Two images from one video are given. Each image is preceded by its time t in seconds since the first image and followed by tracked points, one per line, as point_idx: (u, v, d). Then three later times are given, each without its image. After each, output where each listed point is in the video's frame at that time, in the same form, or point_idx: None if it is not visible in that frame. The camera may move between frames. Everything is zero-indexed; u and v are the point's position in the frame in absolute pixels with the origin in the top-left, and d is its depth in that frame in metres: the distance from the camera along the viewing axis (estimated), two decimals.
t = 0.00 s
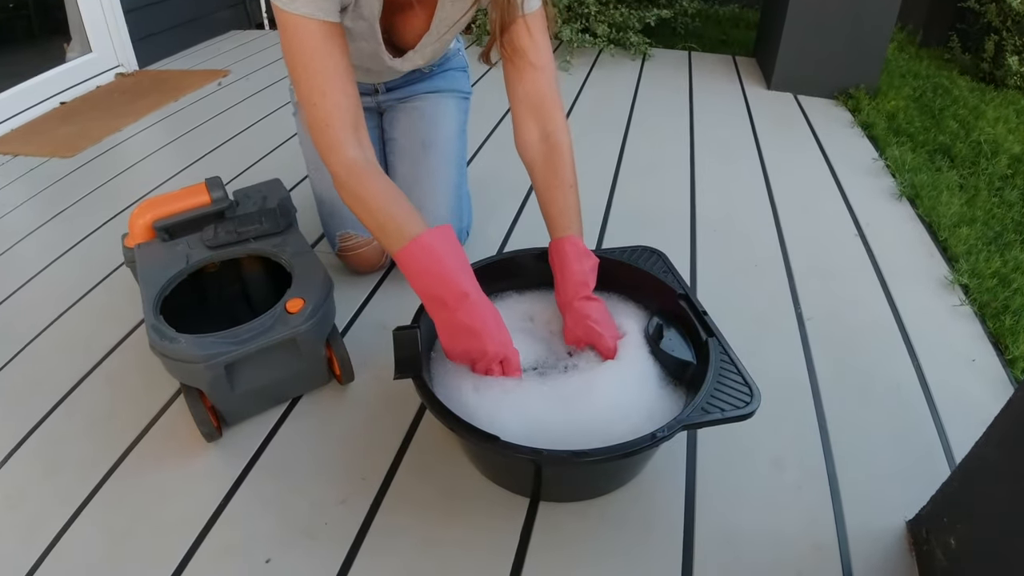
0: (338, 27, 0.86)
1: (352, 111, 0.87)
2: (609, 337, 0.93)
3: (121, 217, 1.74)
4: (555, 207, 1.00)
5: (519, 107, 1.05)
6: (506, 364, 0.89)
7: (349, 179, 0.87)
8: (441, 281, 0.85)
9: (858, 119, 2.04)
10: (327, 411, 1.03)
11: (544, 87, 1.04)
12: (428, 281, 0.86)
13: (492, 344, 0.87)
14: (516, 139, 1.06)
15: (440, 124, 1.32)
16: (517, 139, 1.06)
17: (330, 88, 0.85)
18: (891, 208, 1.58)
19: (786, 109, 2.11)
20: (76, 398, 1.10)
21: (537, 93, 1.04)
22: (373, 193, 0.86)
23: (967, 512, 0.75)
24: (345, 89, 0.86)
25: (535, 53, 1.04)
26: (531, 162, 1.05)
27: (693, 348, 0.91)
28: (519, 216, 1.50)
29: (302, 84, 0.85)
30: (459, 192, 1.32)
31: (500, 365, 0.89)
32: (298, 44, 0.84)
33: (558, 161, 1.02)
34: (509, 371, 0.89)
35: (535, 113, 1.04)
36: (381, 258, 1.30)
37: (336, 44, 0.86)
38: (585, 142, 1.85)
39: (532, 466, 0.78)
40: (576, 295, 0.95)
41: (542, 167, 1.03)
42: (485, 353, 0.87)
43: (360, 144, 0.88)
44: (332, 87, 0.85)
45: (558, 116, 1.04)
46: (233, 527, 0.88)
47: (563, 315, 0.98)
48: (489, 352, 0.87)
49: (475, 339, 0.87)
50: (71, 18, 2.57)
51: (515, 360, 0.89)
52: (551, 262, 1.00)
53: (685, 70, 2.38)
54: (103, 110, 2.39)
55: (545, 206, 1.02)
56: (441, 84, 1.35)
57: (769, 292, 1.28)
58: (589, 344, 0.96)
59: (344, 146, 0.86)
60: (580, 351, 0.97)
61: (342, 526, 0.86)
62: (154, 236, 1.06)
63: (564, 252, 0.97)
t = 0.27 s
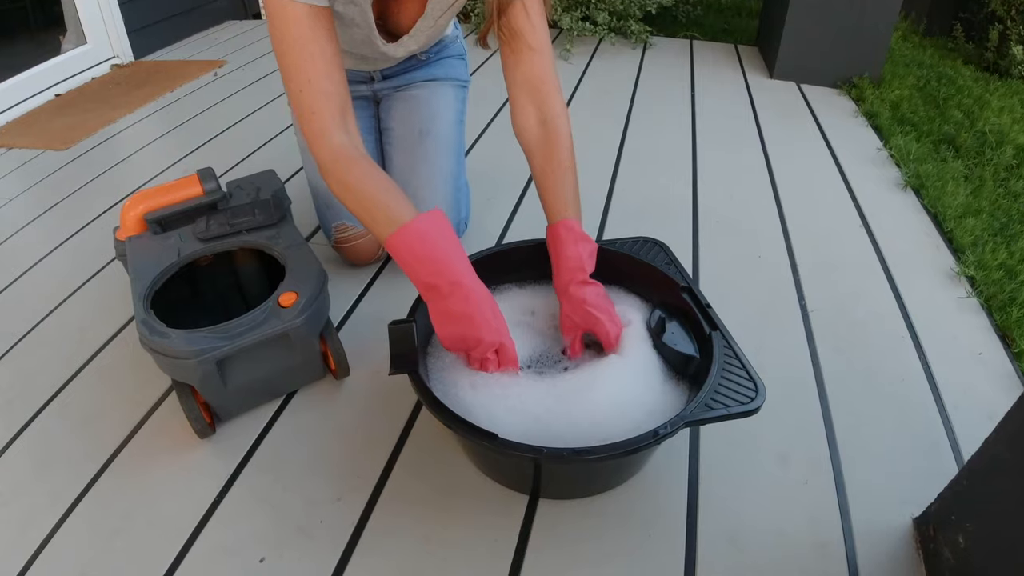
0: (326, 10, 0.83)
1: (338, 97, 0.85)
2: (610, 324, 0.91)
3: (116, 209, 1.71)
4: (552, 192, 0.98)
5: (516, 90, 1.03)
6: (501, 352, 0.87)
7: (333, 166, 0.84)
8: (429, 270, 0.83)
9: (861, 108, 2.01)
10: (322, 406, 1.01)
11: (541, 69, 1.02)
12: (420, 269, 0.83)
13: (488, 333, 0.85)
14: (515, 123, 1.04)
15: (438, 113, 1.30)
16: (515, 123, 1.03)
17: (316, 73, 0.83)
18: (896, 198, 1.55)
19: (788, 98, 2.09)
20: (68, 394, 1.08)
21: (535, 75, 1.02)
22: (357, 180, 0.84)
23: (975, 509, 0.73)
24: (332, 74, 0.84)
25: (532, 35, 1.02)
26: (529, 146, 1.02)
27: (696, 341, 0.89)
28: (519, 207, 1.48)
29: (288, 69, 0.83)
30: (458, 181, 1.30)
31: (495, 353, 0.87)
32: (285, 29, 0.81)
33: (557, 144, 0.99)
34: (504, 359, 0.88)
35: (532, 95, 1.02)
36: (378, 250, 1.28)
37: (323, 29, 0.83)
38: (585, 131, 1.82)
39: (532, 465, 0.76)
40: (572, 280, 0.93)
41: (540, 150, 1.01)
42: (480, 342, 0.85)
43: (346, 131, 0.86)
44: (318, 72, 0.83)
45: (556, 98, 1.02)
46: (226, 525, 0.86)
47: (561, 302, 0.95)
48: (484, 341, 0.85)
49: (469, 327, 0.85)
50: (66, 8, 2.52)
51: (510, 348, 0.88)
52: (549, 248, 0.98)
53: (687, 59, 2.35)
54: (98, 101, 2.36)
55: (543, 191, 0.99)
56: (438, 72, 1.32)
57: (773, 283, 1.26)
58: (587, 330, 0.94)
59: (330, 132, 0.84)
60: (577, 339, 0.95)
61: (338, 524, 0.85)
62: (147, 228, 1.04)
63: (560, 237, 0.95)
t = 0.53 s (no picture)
0: None
1: (328, 82, 0.83)
2: (609, 306, 0.89)
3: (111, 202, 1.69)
4: (554, 177, 0.96)
5: (515, 72, 1.01)
6: (496, 340, 0.85)
7: (323, 153, 0.82)
8: (422, 257, 0.82)
9: (864, 99, 1.99)
10: (317, 402, 0.99)
11: (541, 51, 1.00)
12: (412, 256, 0.82)
13: (482, 320, 0.83)
14: (515, 106, 1.02)
15: (435, 103, 1.28)
16: (515, 106, 1.01)
17: (305, 59, 0.81)
18: (899, 190, 1.53)
19: (790, 89, 2.07)
20: (61, 389, 1.06)
21: (535, 57, 1.00)
22: (349, 167, 0.82)
23: (982, 507, 0.71)
24: (320, 60, 0.82)
25: (532, 18, 1.00)
26: (529, 130, 1.00)
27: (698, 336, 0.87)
28: (517, 199, 1.46)
29: (276, 55, 0.81)
30: (456, 172, 1.29)
31: (489, 339, 0.85)
32: (272, 14, 0.79)
33: (557, 127, 0.98)
34: (499, 345, 0.86)
35: (532, 78, 1.00)
36: (375, 242, 1.27)
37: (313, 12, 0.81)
38: (584, 122, 1.80)
39: (530, 462, 0.75)
40: (574, 263, 0.91)
41: (540, 133, 0.99)
42: (474, 329, 0.84)
43: (335, 118, 0.84)
44: (306, 58, 0.81)
45: (557, 81, 1.00)
46: (221, 523, 0.84)
47: (562, 286, 0.94)
48: (478, 328, 0.83)
49: (463, 314, 0.83)
50: None
51: (505, 334, 0.86)
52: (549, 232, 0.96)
53: (687, 49, 2.33)
54: (93, 93, 2.33)
55: (543, 173, 0.98)
56: (435, 60, 1.30)
57: (775, 275, 1.25)
58: (588, 313, 0.92)
59: (318, 119, 0.82)
60: (579, 323, 0.93)
61: (334, 522, 0.83)
62: (139, 221, 1.02)
63: (561, 220, 0.94)
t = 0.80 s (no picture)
0: None
1: (324, 72, 0.82)
2: (610, 294, 0.88)
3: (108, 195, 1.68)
4: (554, 165, 0.96)
5: (514, 60, 1.00)
6: (494, 328, 0.85)
7: (320, 143, 0.81)
8: (420, 246, 0.81)
9: (866, 91, 1.98)
10: (315, 397, 0.98)
11: (540, 39, 0.99)
12: (408, 245, 0.81)
13: (480, 309, 0.82)
14: (514, 94, 1.01)
15: (433, 95, 1.27)
16: (514, 94, 1.00)
17: (299, 48, 0.80)
18: (901, 182, 1.52)
19: (791, 81, 2.05)
20: (57, 385, 1.05)
21: (534, 45, 0.99)
22: (345, 156, 0.81)
23: (985, 503, 0.71)
24: (315, 49, 0.81)
25: (532, 5, 0.98)
26: (528, 118, 0.99)
27: (699, 330, 0.86)
28: (517, 191, 1.45)
29: (270, 43, 0.79)
30: (454, 165, 1.28)
31: (488, 328, 0.85)
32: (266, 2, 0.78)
33: (557, 115, 0.97)
34: (498, 334, 0.85)
35: (532, 67, 0.99)
36: (373, 235, 1.26)
37: None
38: (585, 114, 1.79)
39: (530, 458, 0.74)
40: (574, 253, 0.91)
41: (539, 121, 0.98)
42: (472, 318, 0.83)
43: (330, 107, 0.83)
44: (301, 47, 0.80)
45: (556, 68, 0.99)
46: (218, 519, 0.84)
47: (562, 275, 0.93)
48: (476, 317, 0.83)
49: (461, 303, 0.83)
50: None
51: (504, 322, 0.85)
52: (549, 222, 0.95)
53: (688, 41, 2.31)
54: (91, 86, 2.32)
55: (543, 161, 0.97)
56: (433, 52, 1.29)
57: (777, 269, 1.24)
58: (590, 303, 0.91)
59: (313, 109, 0.81)
60: (581, 314, 0.92)
61: (332, 518, 0.82)
62: (134, 215, 1.01)
63: (562, 209, 0.93)
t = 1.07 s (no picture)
0: None
1: (321, 62, 0.82)
2: (614, 287, 0.88)
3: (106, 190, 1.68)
4: (556, 154, 0.95)
5: (515, 50, 0.99)
6: (496, 319, 0.84)
7: (318, 133, 0.81)
8: (420, 237, 0.80)
9: (867, 84, 1.97)
10: (314, 392, 0.98)
11: (541, 27, 0.98)
12: (408, 235, 0.80)
13: (481, 299, 0.82)
14: (515, 83, 1.00)
15: (433, 87, 1.26)
16: (515, 84, 0.99)
17: (298, 37, 0.79)
18: (903, 176, 1.52)
19: (792, 74, 2.04)
20: (55, 380, 1.05)
21: (535, 34, 0.98)
22: (345, 146, 0.80)
23: (988, 498, 0.70)
24: (314, 38, 0.80)
25: None
26: (529, 107, 0.99)
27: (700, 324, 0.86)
28: (516, 185, 1.44)
29: (268, 33, 0.79)
30: (454, 158, 1.27)
31: (490, 319, 0.84)
32: None
33: (558, 104, 0.96)
34: (500, 325, 0.84)
35: (532, 56, 0.98)
36: (372, 229, 1.25)
37: None
38: (585, 107, 1.78)
39: (530, 453, 0.74)
40: (576, 244, 0.90)
41: (541, 111, 0.97)
42: (474, 309, 0.82)
43: (329, 97, 0.83)
44: (299, 36, 0.79)
45: (557, 57, 0.98)
46: (217, 515, 0.83)
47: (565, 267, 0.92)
48: (477, 307, 0.82)
49: (461, 293, 0.82)
50: None
51: (505, 313, 0.84)
52: (551, 213, 0.95)
53: (689, 34, 2.30)
54: (89, 80, 2.31)
55: (544, 149, 0.97)
56: (432, 44, 1.28)
57: (778, 262, 1.23)
58: (593, 295, 0.90)
59: (313, 99, 0.81)
60: (584, 307, 0.91)
61: (331, 513, 0.82)
62: (131, 209, 1.00)
63: (564, 199, 0.92)
